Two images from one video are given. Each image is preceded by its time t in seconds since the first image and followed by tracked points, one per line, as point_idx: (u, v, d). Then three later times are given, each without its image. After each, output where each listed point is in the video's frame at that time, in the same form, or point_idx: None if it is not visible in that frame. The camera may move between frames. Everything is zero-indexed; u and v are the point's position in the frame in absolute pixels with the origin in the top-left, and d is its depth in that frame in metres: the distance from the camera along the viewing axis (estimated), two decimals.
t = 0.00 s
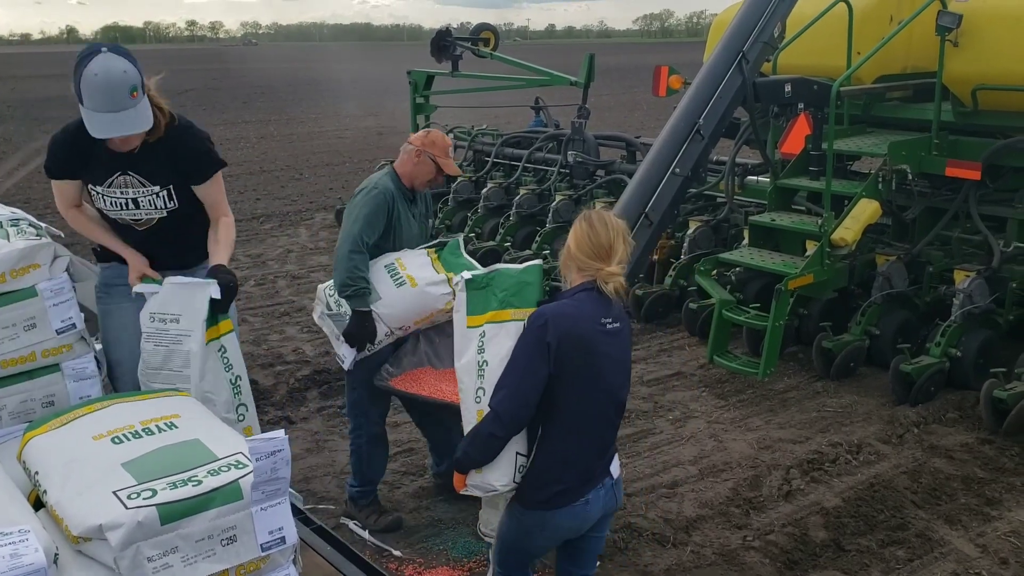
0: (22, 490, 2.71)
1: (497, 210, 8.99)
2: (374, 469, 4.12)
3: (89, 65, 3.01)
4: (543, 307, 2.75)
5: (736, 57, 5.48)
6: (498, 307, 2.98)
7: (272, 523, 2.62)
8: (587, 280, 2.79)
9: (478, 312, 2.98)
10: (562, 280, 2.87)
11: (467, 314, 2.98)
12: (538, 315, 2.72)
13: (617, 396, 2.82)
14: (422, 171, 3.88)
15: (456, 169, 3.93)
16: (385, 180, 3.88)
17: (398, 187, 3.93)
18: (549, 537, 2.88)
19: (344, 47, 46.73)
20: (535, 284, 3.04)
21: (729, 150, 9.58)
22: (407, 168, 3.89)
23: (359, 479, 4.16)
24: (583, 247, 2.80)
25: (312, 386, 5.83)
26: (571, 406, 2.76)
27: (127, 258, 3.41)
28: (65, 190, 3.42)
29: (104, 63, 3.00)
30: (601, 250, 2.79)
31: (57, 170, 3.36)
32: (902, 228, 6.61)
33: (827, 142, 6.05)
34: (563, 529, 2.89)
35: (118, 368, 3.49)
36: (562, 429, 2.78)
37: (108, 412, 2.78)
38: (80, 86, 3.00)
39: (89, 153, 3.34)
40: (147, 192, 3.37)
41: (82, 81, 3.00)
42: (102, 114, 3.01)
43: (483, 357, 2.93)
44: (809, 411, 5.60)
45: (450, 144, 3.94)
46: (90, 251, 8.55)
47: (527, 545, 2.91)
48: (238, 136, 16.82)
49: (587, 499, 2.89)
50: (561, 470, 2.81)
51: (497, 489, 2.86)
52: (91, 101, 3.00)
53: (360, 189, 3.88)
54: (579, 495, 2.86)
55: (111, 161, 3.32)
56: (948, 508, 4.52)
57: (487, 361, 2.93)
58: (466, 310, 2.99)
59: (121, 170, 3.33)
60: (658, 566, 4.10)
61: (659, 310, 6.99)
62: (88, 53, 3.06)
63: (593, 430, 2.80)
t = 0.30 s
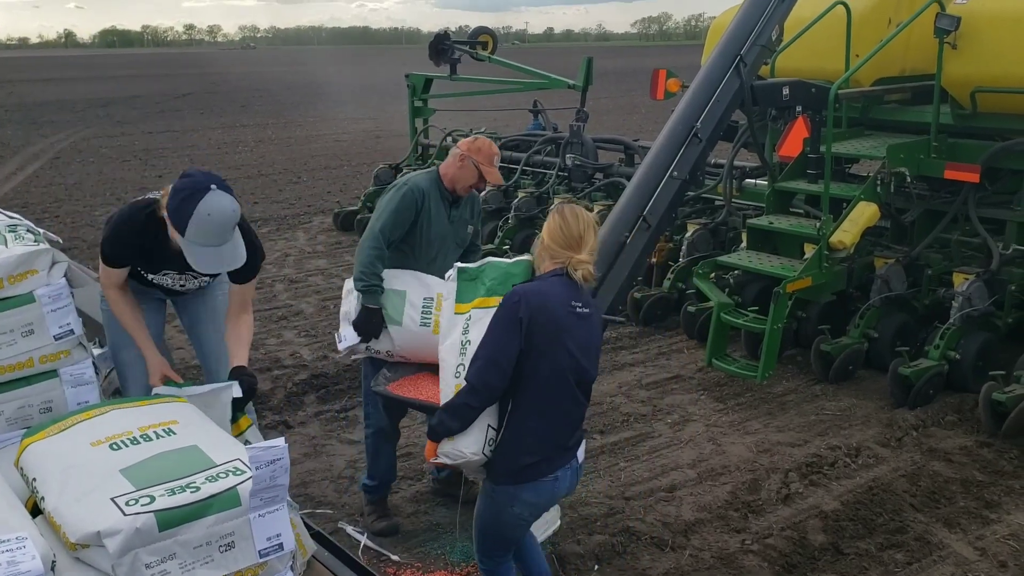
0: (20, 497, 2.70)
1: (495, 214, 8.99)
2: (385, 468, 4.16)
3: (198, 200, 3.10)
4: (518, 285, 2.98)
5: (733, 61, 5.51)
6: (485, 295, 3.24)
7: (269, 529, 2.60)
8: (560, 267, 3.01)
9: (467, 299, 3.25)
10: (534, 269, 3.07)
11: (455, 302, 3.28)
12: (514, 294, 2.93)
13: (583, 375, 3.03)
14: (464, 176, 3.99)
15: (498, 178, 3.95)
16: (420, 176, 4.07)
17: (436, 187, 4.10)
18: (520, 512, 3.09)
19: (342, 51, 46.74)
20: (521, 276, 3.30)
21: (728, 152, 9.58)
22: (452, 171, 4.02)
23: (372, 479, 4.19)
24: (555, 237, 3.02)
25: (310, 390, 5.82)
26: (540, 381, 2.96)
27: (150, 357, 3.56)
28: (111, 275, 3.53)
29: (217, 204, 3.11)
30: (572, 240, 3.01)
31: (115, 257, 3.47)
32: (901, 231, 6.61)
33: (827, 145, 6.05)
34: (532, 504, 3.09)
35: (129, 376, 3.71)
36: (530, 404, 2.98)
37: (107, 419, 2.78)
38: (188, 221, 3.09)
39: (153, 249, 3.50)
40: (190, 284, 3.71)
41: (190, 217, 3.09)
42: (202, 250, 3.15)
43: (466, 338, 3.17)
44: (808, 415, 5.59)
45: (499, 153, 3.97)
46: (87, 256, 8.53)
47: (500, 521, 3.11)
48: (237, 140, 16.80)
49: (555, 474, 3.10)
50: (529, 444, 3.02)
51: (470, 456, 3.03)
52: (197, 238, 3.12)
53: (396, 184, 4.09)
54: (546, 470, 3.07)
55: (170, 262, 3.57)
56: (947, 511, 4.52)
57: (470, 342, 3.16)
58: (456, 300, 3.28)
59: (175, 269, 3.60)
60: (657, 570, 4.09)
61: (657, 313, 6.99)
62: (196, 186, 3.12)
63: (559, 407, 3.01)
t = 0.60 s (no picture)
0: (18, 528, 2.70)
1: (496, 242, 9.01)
2: (392, 495, 4.18)
3: (250, 269, 3.12)
4: (509, 307, 3.16)
5: (733, 92, 5.54)
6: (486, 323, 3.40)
7: (268, 561, 2.57)
8: (549, 291, 3.20)
9: (467, 325, 3.41)
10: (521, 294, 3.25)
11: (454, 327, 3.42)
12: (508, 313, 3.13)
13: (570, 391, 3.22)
14: (476, 210, 4.03)
15: (512, 213, 4.00)
16: (430, 206, 4.12)
17: (448, 217, 4.13)
18: (510, 527, 3.26)
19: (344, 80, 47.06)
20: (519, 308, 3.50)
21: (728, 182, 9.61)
22: (465, 205, 4.06)
23: (381, 506, 4.23)
24: (543, 263, 3.21)
25: (311, 420, 5.80)
26: (532, 395, 3.12)
27: (164, 388, 3.30)
28: (129, 313, 3.38)
29: (268, 275, 3.14)
30: (560, 266, 3.20)
31: (142, 296, 3.36)
32: (901, 261, 6.62)
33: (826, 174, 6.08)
34: (521, 519, 3.26)
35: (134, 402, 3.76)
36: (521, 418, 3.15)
37: (107, 450, 2.77)
38: (236, 287, 3.11)
39: (180, 288, 3.43)
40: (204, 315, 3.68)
41: (239, 285, 3.12)
42: (240, 313, 3.19)
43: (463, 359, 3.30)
44: (810, 445, 5.57)
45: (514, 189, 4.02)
46: (89, 285, 8.55)
47: (491, 537, 3.28)
48: (239, 169, 16.87)
49: (542, 489, 3.28)
50: (519, 459, 3.19)
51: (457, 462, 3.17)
52: (241, 303, 3.15)
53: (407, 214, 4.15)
54: (534, 485, 3.24)
55: (195, 300, 3.52)
56: (950, 543, 4.48)
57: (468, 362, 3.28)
58: (455, 325, 3.43)
59: (198, 305, 3.57)
60: None
61: (659, 343, 6.98)
62: (249, 253, 3.12)
63: (547, 421, 3.18)
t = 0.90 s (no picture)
0: (15, 566, 2.76)
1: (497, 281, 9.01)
2: (391, 538, 4.19)
3: (257, 319, 3.12)
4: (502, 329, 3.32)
5: (734, 133, 5.58)
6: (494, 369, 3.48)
7: None
8: (539, 319, 3.34)
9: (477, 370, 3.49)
10: (512, 324, 3.39)
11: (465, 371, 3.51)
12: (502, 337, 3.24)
13: (561, 414, 3.28)
14: (462, 258, 4.00)
15: (498, 260, 3.96)
16: (415, 259, 4.06)
17: (436, 267, 4.09)
18: (507, 553, 3.33)
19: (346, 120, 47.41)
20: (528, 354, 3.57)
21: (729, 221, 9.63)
22: (452, 253, 4.04)
23: (380, 549, 4.24)
24: (533, 294, 3.36)
25: (310, 458, 5.76)
26: (522, 416, 3.21)
27: (201, 447, 3.25)
28: (134, 371, 3.28)
29: (274, 326, 3.14)
30: (548, 297, 3.36)
31: (150, 345, 3.27)
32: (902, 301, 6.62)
33: (827, 215, 6.11)
34: (519, 544, 3.33)
35: (125, 442, 3.69)
36: (512, 438, 3.23)
37: (104, 488, 2.83)
38: (243, 338, 3.09)
39: (186, 334, 3.37)
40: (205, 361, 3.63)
41: (246, 335, 3.10)
42: (246, 365, 3.16)
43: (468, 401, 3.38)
44: (813, 486, 5.53)
45: (499, 236, 3.97)
46: (90, 321, 8.53)
47: (489, 563, 3.36)
48: (242, 207, 16.92)
49: (539, 513, 3.33)
50: (512, 480, 3.26)
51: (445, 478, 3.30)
52: (246, 354, 3.13)
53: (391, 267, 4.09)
54: (528, 508, 3.29)
55: (200, 347, 3.46)
56: None
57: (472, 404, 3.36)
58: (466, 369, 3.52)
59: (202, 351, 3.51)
60: None
61: (660, 382, 6.97)
62: (258, 304, 3.14)
63: (538, 442, 3.25)
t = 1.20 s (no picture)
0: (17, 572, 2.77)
1: (499, 287, 9.01)
2: (392, 546, 4.22)
3: (258, 343, 3.10)
4: (508, 331, 3.34)
5: (737, 142, 5.58)
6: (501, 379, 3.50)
7: None
8: (544, 329, 3.36)
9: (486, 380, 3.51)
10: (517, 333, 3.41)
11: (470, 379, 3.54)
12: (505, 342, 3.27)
13: (563, 415, 3.28)
14: (438, 283, 3.98)
15: (475, 281, 3.93)
16: (391, 292, 4.02)
17: (415, 295, 4.06)
18: (510, 554, 3.29)
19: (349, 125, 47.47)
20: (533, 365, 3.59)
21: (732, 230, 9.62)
22: (427, 279, 4.01)
23: (381, 558, 4.26)
24: (539, 304, 3.37)
25: (311, 464, 5.76)
26: (522, 414, 3.22)
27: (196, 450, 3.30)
28: (133, 380, 3.29)
29: (276, 348, 3.12)
30: (554, 307, 3.36)
31: (150, 358, 3.28)
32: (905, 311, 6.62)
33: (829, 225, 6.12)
34: (521, 545, 3.29)
35: (127, 449, 3.70)
36: (513, 437, 3.23)
37: (107, 494, 2.84)
38: (244, 359, 3.07)
39: (187, 348, 3.35)
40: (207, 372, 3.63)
41: (247, 356, 3.08)
42: (246, 383, 3.15)
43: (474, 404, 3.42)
44: (814, 496, 5.52)
45: (472, 256, 3.94)
46: (92, 325, 8.54)
47: (493, 565, 3.32)
48: (245, 211, 16.94)
49: (541, 514, 3.30)
50: (512, 479, 3.24)
51: (447, 470, 3.43)
52: (247, 375, 3.11)
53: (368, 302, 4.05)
54: (529, 508, 3.27)
55: (202, 360, 3.44)
56: None
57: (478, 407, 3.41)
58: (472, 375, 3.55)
59: (204, 363, 3.49)
60: None
61: (662, 391, 6.96)
62: (261, 325, 3.12)
63: (539, 441, 3.25)
